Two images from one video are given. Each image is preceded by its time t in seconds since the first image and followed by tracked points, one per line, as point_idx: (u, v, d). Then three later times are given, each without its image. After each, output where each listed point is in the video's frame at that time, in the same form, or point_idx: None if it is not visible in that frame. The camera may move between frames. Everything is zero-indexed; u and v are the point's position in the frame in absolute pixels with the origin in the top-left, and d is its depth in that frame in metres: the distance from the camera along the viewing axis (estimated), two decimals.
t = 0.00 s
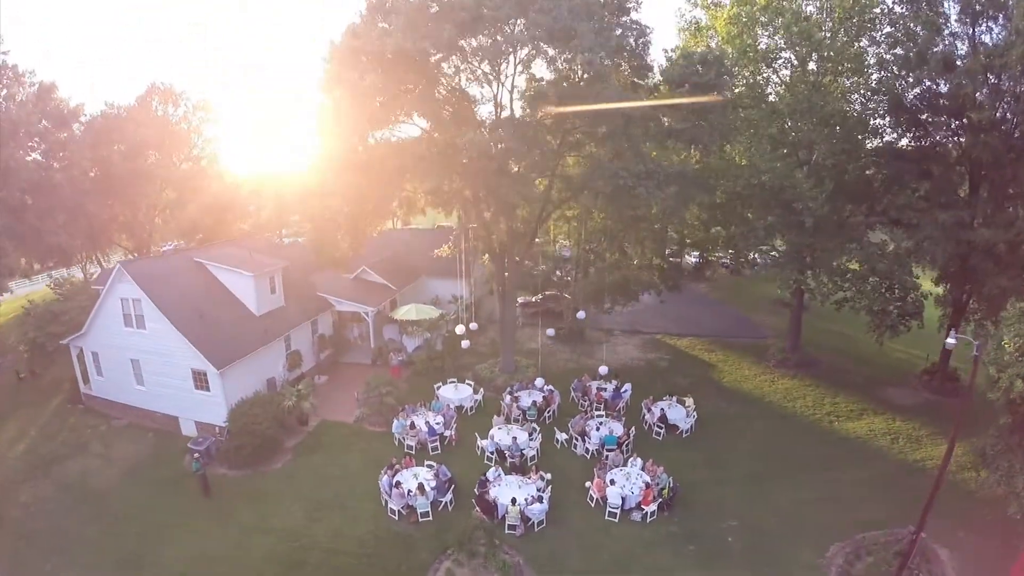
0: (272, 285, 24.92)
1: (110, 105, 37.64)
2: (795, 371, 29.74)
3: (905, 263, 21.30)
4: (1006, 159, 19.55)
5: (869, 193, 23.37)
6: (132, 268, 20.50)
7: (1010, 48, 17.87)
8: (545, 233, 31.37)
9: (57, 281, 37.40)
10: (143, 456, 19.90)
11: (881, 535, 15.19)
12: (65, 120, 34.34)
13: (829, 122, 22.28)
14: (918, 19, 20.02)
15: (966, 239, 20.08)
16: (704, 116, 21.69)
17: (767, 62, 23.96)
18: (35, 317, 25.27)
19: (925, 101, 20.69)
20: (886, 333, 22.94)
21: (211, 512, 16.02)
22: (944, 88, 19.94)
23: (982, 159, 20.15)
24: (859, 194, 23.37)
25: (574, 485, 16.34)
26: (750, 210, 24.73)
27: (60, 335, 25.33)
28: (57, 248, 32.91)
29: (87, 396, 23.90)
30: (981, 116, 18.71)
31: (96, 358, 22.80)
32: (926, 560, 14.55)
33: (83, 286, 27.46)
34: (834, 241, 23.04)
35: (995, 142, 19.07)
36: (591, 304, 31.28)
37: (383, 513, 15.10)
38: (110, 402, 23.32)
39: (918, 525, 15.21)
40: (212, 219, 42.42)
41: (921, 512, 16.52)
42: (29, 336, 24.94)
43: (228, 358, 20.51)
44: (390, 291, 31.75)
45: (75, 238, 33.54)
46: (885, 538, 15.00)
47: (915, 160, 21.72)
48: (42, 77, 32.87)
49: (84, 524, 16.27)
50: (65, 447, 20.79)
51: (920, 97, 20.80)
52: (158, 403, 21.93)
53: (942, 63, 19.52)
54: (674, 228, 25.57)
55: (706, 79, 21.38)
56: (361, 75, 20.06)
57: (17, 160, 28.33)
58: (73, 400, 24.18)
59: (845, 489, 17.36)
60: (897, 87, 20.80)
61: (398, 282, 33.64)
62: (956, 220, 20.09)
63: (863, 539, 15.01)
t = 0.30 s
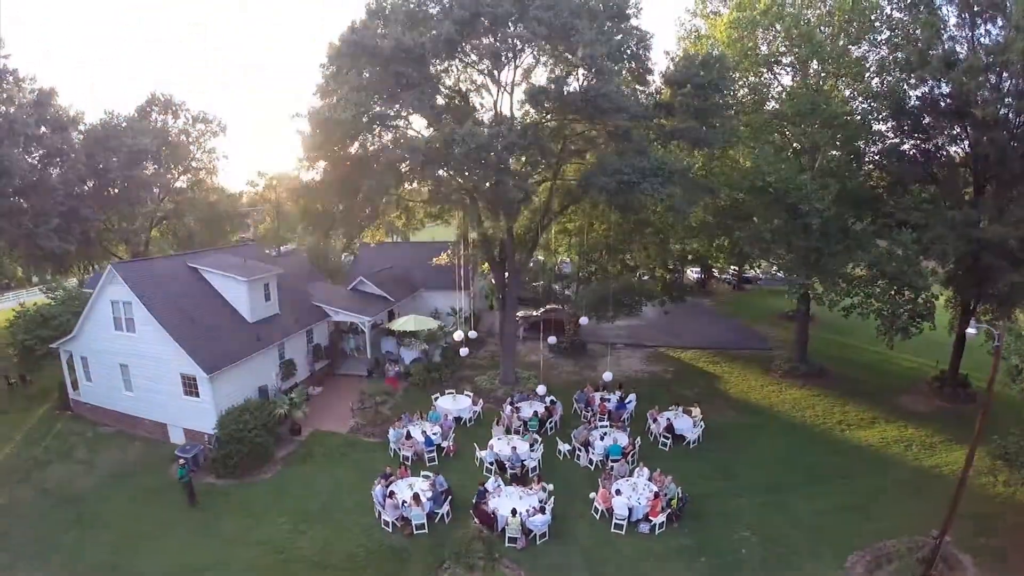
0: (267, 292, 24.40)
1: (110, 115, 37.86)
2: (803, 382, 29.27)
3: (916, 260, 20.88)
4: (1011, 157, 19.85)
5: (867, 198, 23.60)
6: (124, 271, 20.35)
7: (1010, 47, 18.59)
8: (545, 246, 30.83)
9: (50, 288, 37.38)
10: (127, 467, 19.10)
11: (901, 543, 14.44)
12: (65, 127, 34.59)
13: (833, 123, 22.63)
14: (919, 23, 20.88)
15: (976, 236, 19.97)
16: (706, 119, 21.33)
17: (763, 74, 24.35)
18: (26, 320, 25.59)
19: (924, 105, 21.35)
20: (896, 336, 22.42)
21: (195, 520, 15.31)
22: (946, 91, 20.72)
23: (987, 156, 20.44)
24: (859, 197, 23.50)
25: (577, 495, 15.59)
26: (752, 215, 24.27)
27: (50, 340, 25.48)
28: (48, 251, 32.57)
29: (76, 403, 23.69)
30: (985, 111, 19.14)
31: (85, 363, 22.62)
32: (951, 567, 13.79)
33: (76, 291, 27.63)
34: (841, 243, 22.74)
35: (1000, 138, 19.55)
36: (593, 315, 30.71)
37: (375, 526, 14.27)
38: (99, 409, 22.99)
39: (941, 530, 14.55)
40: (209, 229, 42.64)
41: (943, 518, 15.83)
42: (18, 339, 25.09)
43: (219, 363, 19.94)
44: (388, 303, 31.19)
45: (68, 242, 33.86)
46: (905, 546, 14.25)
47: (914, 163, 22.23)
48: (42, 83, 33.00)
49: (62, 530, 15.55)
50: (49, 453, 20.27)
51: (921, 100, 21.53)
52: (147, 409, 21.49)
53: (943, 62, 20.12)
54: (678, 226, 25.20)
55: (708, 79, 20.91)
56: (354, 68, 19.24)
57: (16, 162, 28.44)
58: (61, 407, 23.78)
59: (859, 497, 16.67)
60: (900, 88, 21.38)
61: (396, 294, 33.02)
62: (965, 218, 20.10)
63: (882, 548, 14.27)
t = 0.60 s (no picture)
0: (261, 288, 23.75)
1: (107, 111, 37.41)
2: (810, 380, 28.69)
3: (924, 249, 20.47)
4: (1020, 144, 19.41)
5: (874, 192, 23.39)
6: (114, 263, 19.86)
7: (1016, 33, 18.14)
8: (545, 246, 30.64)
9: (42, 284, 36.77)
10: (112, 467, 18.35)
11: (919, 542, 13.76)
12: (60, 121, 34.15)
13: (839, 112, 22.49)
14: (924, 12, 20.62)
15: (987, 225, 19.48)
16: (711, 104, 20.79)
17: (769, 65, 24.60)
18: (16, 316, 24.95)
19: (930, 95, 21.01)
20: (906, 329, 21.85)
21: (180, 520, 14.60)
22: (952, 81, 20.45)
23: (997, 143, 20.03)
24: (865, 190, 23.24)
25: (580, 497, 14.85)
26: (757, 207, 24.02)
27: (40, 336, 24.85)
28: (38, 243, 32.01)
29: (64, 401, 23.08)
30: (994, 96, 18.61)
31: (74, 359, 22.08)
32: (974, 567, 13.08)
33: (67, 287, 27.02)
34: (849, 236, 22.35)
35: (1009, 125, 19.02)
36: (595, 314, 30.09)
37: (368, 528, 13.52)
38: (87, 407, 22.36)
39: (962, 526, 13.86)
40: (206, 228, 42.21)
41: (963, 517, 15.13)
42: (7, 334, 24.46)
43: (209, 358, 19.28)
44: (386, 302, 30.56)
45: (61, 238, 33.21)
46: (925, 546, 13.54)
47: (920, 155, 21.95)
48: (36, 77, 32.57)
49: (41, 529, 14.84)
50: (33, 451, 19.57)
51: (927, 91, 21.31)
52: (134, 406, 20.81)
53: (948, 48, 19.55)
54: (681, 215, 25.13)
55: (713, 65, 20.41)
56: (349, 49, 18.42)
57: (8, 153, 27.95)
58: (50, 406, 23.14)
59: (874, 497, 15.98)
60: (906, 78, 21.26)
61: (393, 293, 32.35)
62: (976, 208, 19.69)
63: (900, 548, 13.58)
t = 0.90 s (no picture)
0: (254, 278, 23.11)
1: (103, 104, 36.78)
2: (816, 373, 28.08)
3: (933, 235, 19.92)
4: None
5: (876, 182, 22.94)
6: (103, 249, 19.25)
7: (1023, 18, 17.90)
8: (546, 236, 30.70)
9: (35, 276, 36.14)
10: (97, 460, 17.68)
11: (936, 536, 13.14)
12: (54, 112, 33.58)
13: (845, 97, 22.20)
14: None
15: (998, 211, 18.90)
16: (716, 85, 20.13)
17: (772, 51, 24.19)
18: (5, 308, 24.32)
19: (936, 83, 20.75)
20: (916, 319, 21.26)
21: (165, 514, 13.97)
22: (958, 69, 20.13)
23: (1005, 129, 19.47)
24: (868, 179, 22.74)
25: (583, 491, 14.19)
26: (763, 195, 23.52)
27: (30, 328, 24.22)
28: (29, 234, 31.39)
29: (54, 393, 22.41)
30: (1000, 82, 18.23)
31: (63, 350, 21.43)
32: (995, 561, 12.46)
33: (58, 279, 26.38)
34: (857, 223, 21.88)
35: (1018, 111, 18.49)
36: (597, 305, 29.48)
37: (361, 523, 12.88)
38: (77, 400, 21.71)
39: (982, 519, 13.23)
40: (203, 222, 41.60)
41: (981, 511, 14.48)
42: None
43: (198, 347, 18.65)
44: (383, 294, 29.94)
45: (54, 230, 32.60)
46: (944, 540, 12.91)
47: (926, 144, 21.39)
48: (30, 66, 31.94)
49: (21, 522, 14.21)
50: (19, 445, 18.93)
51: (934, 78, 20.82)
52: (124, 398, 20.16)
53: (955, 34, 19.20)
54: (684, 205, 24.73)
55: (718, 45, 19.82)
56: (345, 28, 17.81)
57: None
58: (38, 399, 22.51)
59: (887, 490, 15.37)
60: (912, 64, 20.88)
61: (390, 285, 31.71)
62: (986, 194, 19.13)
63: (917, 542, 12.95)
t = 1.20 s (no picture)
0: (247, 267, 22.56)
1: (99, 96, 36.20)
2: (822, 366, 27.52)
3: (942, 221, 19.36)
4: None
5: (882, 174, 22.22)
6: (93, 236, 18.72)
7: None
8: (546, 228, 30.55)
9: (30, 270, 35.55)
10: (84, 454, 17.10)
11: (952, 529, 12.58)
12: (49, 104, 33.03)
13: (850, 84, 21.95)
14: None
15: (1009, 197, 18.00)
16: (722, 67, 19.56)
17: (777, 38, 24.05)
18: None
19: (939, 73, 20.13)
20: (925, 308, 20.70)
21: (151, 507, 13.40)
22: (963, 58, 19.48)
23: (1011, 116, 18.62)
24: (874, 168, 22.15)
25: (586, 485, 13.62)
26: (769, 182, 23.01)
27: (21, 320, 23.66)
28: (22, 226, 30.79)
29: (44, 386, 21.85)
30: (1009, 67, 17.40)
31: (53, 341, 20.90)
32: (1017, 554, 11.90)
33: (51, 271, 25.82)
34: (864, 210, 21.42)
35: None
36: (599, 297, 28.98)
37: (356, 517, 12.32)
38: (67, 393, 21.15)
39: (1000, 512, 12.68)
40: (200, 216, 41.03)
41: (996, 504, 13.94)
42: None
43: (189, 336, 18.08)
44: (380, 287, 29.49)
45: (49, 222, 32.03)
46: (962, 533, 12.35)
47: (932, 134, 20.72)
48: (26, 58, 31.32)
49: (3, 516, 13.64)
50: (6, 438, 18.36)
51: (939, 66, 20.22)
52: (114, 390, 19.59)
53: (961, 20, 18.47)
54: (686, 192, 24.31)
55: (723, 25, 19.22)
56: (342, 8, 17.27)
57: None
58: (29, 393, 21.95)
59: (899, 482, 14.82)
60: (918, 50, 20.42)
61: (388, 277, 31.16)
62: (996, 180, 18.25)
63: (934, 535, 12.38)
